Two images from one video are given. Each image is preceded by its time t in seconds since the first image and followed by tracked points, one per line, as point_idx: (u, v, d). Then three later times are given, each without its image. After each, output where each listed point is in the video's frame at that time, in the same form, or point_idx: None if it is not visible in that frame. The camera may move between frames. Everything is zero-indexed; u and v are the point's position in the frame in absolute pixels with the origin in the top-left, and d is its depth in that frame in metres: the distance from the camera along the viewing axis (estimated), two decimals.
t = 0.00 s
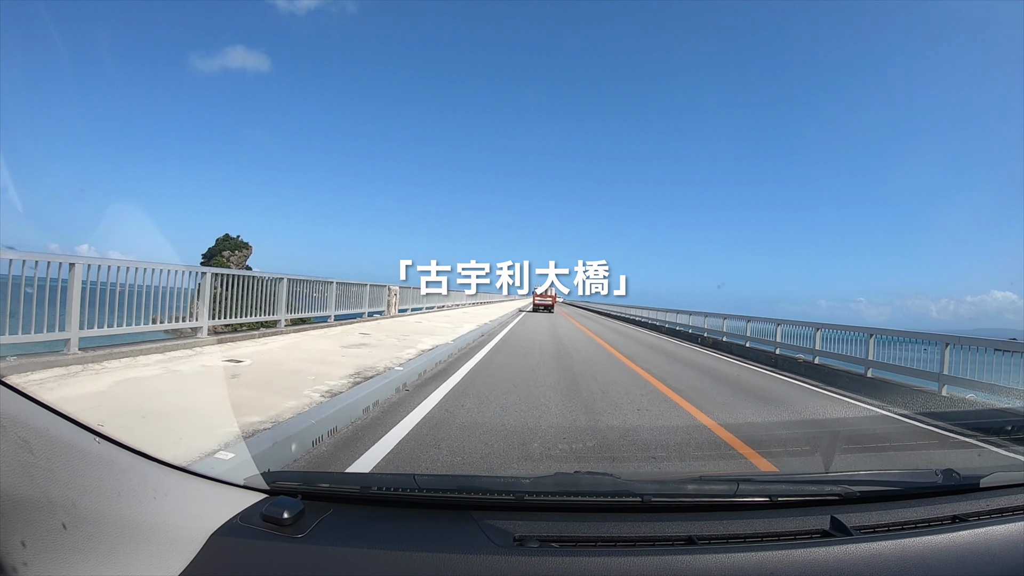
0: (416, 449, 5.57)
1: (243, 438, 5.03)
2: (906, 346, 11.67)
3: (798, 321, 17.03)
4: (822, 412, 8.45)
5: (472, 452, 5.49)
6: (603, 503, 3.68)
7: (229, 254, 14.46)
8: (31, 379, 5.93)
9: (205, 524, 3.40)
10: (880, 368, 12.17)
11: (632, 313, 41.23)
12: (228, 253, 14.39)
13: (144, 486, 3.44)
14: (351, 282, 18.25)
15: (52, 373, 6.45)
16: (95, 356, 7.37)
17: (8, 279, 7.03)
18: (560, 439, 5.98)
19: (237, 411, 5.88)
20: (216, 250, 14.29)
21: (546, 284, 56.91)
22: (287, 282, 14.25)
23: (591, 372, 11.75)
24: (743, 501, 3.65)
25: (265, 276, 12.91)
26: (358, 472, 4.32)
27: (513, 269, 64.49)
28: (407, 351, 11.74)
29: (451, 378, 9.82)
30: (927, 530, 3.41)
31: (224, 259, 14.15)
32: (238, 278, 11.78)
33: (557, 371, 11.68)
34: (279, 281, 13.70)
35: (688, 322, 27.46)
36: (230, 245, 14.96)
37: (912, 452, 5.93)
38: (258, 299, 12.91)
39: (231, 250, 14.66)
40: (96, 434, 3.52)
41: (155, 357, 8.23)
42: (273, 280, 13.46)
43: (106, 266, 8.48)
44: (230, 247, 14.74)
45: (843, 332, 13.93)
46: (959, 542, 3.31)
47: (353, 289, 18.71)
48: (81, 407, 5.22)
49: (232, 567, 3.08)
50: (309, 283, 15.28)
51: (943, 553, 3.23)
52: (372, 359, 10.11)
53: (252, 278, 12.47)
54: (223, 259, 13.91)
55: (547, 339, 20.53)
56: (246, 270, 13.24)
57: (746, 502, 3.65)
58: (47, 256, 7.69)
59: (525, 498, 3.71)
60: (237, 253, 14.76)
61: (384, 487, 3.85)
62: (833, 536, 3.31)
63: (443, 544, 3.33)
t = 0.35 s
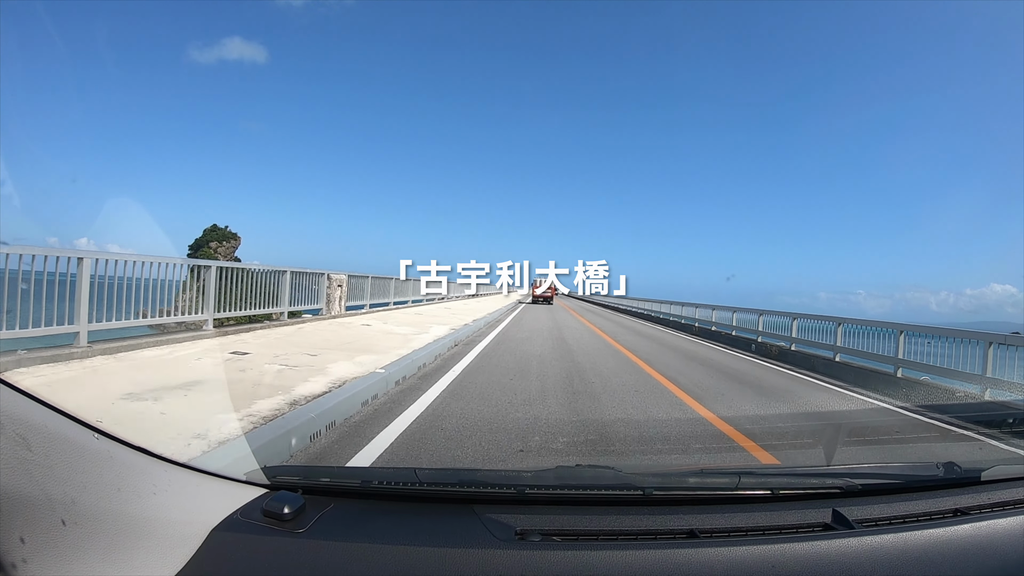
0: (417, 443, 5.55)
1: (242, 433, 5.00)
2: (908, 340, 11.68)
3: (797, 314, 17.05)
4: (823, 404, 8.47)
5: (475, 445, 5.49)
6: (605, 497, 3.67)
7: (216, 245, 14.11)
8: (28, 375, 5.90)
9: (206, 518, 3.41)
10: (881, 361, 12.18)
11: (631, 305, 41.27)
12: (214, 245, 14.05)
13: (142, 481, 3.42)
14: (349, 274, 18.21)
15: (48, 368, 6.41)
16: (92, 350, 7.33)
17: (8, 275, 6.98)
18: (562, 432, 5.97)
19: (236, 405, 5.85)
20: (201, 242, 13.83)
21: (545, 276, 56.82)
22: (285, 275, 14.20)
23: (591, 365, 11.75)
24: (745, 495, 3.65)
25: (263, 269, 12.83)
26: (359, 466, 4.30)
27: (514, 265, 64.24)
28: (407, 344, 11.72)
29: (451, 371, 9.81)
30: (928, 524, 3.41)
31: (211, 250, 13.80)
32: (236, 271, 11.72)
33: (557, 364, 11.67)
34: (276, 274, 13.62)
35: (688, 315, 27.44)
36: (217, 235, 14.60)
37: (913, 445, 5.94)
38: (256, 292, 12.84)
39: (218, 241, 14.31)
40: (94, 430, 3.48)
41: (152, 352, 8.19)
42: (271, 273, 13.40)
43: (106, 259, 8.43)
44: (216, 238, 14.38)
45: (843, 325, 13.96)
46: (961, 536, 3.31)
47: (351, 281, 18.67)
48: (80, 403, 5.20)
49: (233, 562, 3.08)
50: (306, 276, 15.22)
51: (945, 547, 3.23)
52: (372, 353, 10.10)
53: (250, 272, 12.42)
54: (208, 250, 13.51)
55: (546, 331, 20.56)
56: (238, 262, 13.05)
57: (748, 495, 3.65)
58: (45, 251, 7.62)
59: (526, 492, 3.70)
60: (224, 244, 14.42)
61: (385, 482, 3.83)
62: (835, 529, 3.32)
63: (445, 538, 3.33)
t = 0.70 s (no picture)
0: (415, 440, 5.54)
1: (239, 432, 4.98)
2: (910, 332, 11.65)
3: (800, 306, 16.98)
4: (824, 397, 8.44)
5: (474, 441, 5.46)
6: (602, 493, 3.65)
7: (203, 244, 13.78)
8: (24, 375, 5.89)
9: (202, 518, 3.39)
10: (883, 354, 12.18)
11: (632, 299, 41.23)
12: (201, 241, 13.70)
13: (138, 480, 3.40)
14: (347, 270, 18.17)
15: (44, 369, 6.40)
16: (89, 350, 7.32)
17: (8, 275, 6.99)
18: (562, 427, 5.95)
19: (233, 404, 5.84)
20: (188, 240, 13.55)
21: (545, 270, 56.72)
22: (282, 272, 14.18)
23: (591, 359, 11.73)
24: (743, 490, 3.63)
25: (260, 266, 12.81)
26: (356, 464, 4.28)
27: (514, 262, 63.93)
28: (406, 341, 11.70)
29: (450, 368, 9.78)
30: (928, 518, 3.39)
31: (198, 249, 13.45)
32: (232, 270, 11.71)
33: (557, 358, 11.65)
34: (273, 271, 13.59)
35: (688, 308, 27.41)
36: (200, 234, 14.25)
37: (913, 438, 5.92)
38: (253, 290, 12.82)
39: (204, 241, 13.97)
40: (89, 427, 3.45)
41: (148, 351, 8.18)
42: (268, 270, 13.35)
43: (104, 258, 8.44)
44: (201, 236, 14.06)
45: (845, 317, 13.92)
46: (960, 531, 3.29)
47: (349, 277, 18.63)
48: (74, 403, 5.17)
49: (228, 561, 3.06)
50: (304, 273, 15.19)
51: (945, 541, 3.21)
52: (370, 350, 10.07)
53: (246, 269, 12.39)
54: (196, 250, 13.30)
55: (547, 325, 20.53)
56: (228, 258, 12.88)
57: (746, 490, 3.62)
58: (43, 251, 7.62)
59: (523, 488, 3.68)
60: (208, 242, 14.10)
61: (382, 480, 3.81)
62: (833, 524, 3.30)
63: (441, 535, 3.30)
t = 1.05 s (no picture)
0: (419, 434, 5.56)
1: (244, 429, 5.00)
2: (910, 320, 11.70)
3: (800, 296, 17.01)
4: (825, 386, 8.47)
5: (478, 433, 5.50)
6: (605, 483, 3.67)
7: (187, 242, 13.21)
8: (27, 377, 5.91)
9: (208, 514, 3.41)
10: (885, 343, 12.23)
11: (632, 291, 41.29)
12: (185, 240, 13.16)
13: (143, 479, 3.42)
14: (346, 268, 18.17)
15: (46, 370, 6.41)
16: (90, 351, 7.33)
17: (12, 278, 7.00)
18: (564, 419, 5.98)
19: (236, 401, 5.86)
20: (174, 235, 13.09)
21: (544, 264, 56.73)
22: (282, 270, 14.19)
23: (592, 352, 11.75)
24: (745, 478, 3.65)
25: (259, 264, 12.82)
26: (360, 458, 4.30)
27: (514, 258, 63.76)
28: (406, 336, 11.73)
29: (451, 362, 9.81)
30: (929, 504, 3.42)
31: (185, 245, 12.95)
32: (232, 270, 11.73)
33: (558, 351, 11.68)
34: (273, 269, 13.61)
35: (688, 300, 27.45)
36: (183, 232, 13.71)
37: (914, 426, 5.96)
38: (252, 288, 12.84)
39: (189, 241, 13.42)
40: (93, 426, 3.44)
41: (150, 351, 8.20)
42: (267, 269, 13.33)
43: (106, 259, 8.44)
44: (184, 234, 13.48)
45: (846, 307, 13.93)
46: (961, 516, 3.32)
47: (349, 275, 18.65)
48: (78, 403, 5.19)
49: (236, 556, 3.08)
50: (304, 270, 15.20)
51: (946, 527, 3.24)
52: (372, 346, 10.09)
53: (245, 268, 12.39)
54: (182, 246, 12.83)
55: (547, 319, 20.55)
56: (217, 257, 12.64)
57: (748, 478, 3.65)
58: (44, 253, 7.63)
59: (527, 479, 3.71)
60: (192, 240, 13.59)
61: (386, 473, 3.83)
62: (835, 511, 3.33)
63: (445, 527, 3.33)
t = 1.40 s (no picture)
0: (414, 438, 5.51)
1: (236, 436, 4.94)
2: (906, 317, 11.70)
3: (796, 294, 16.98)
4: (823, 385, 8.44)
5: (474, 437, 5.46)
6: (601, 485, 3.63)
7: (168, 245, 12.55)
8: (16, 385, 5.84)
9: (200, 521, 3.37)
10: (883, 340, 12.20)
11: (629, 290, 41.33)
12: (166, 244, 12.46)
13: (135, 485, 3.36)
14: (341, 270, 18.14)
15: (37, 377, 6.34)
16: (82, 357, 7.27)
17: (6, 284, 6.97)
18: (561, 421, 5.94)
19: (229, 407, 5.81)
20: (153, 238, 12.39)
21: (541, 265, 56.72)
22: (276, 274, 14.14)
23: (589, 352, 11.71)
24: (741, 480, 3.61)
25: (253, 268, 12.77)
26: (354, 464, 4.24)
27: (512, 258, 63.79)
28: (402, 339, 11.68)
29: (448, 365, 9.75)
30: (928, 504, 3.38)
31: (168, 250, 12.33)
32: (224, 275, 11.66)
33: (555, 352, 11.65)
34: (267, 273, 13.56)
35: (686, 298, 27.45)
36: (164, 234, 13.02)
37: (912, 424, 5.92)
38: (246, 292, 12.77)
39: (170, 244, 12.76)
40: (83, 435, 3.41)
41: (143, 356, 8.14)
42: (260, 273, 13.26)
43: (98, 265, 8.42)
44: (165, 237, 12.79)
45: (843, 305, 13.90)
46: (960, 516, 3.29)
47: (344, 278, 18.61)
48: (68, 411, 5.13)
49: (227, 564, 3.03)
50: (298, 273, 15.14)
51: (946, 527, 3.21)
52: (368, 349, 10.04)
53: (238, 272, 12.32)
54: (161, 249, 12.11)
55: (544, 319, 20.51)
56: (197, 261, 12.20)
57: (744, 480, 3.61)
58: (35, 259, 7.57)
59: (521, 483, 3.66)
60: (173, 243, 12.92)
61: (379, 478, 3.78)
62: (832, 512, 3.29)
63: (439, 532, 3.28)
